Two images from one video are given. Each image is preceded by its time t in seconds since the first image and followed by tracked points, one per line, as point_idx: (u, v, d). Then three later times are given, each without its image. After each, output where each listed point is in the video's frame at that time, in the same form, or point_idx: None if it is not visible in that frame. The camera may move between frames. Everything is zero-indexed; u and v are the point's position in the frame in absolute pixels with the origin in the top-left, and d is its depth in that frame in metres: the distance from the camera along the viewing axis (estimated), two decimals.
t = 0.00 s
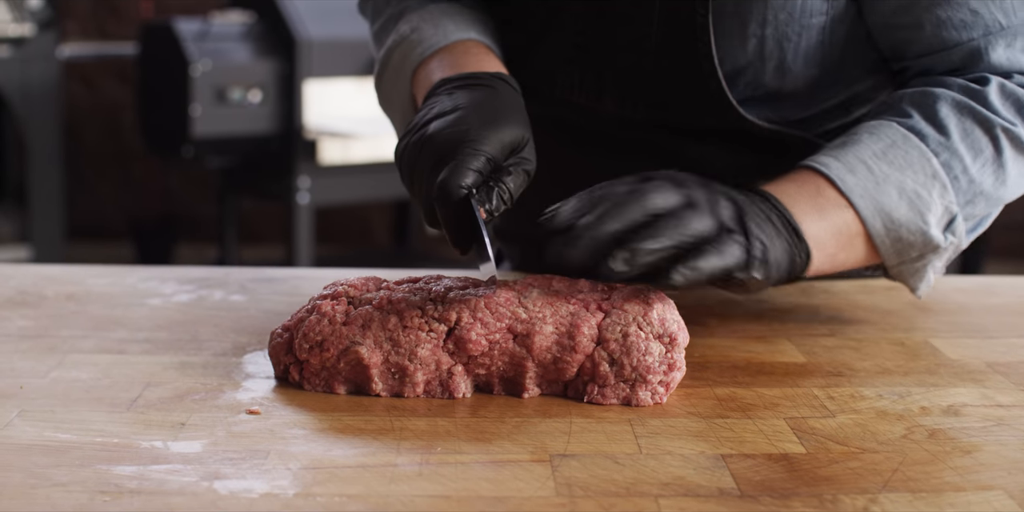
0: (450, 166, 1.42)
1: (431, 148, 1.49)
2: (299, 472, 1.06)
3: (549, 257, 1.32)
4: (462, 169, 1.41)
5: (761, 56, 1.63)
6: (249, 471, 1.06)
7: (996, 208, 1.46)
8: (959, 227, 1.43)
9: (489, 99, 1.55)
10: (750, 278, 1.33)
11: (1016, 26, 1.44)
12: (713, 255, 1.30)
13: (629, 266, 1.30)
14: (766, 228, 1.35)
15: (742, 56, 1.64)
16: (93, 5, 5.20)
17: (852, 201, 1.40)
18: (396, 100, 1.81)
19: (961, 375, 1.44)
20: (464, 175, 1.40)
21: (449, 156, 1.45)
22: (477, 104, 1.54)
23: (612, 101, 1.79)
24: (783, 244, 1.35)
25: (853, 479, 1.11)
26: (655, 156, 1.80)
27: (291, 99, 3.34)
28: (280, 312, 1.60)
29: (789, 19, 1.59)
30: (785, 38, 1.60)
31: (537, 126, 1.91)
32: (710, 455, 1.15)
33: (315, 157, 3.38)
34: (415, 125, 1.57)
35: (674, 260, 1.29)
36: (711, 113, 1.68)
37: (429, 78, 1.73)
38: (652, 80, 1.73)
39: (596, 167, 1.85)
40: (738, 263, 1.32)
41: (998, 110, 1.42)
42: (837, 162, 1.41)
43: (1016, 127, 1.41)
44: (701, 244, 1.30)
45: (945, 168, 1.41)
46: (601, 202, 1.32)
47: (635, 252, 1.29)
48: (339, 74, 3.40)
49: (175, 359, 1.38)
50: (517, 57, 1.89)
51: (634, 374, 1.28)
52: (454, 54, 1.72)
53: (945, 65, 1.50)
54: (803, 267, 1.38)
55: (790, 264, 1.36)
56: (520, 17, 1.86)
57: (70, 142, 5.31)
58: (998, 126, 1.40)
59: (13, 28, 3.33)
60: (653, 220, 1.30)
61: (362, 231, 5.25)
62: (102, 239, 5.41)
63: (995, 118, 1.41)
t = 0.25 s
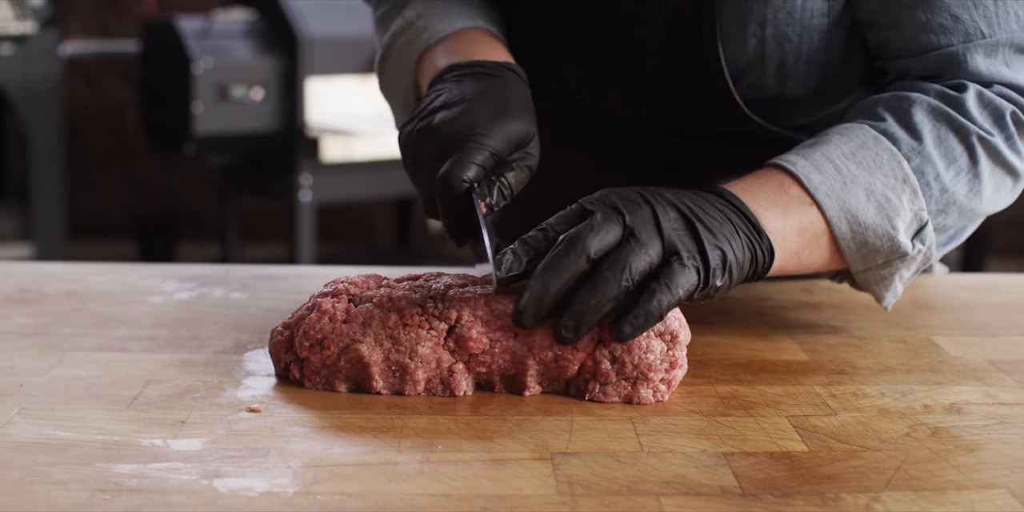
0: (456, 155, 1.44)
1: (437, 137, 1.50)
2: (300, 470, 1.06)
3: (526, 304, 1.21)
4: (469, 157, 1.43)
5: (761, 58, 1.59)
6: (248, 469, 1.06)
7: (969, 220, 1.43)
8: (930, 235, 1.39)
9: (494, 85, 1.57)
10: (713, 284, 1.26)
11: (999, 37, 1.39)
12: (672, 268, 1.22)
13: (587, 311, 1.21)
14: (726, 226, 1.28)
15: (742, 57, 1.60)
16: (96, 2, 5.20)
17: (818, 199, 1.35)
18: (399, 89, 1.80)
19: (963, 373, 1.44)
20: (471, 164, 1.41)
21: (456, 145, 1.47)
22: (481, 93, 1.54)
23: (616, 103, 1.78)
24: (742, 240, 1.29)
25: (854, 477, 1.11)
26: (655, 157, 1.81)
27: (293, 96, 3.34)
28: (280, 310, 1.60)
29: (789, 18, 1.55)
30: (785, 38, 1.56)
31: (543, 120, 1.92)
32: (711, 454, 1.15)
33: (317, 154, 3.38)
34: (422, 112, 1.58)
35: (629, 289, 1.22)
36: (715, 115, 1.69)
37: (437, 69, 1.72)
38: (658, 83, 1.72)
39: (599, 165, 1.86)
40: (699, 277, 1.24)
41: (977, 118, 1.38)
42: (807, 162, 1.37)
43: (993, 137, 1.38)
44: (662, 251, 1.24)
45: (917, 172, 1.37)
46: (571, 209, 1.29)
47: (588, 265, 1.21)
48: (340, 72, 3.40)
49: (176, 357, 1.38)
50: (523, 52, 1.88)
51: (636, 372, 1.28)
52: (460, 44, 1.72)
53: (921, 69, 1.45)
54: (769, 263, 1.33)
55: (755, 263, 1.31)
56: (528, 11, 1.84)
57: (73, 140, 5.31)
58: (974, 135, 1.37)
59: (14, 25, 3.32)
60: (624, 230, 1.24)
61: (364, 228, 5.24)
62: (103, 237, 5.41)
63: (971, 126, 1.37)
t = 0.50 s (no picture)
0: (455, 162, 1.42)
1: (438, 140, 1.48)
2: (298, 469, 1.06)
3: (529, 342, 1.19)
4: (468, 165, 1.41)
5: (771, 53, 1.60)
6: (247, 468, 1.06)
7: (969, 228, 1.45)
8: (930, 241, 1.41)
9: (493, 75, 1.57)
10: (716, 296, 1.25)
11: (1008, 43, 1.41)
12: (675, 291, 1.22)
13: (593, 346, 1.20)
14: (727, 230, 1.29)
15: (753, 52, 1.61)
16: (96, 2, 5.20)
17: (822, 199, 1.36)
18: (398, 63, 1.82)
19: (964, 370, 1.44)
20: (469, 173, 1.39)
21: (456, 151, 1.45)
22: (485, 84, 1.55)
23: (626, 93, 1.80)
24: (744, 243, 1.30)
25: (854, 475, 1.10)
26: (662, 154, 1.81)
27: (293, 95, 3.34)
28: (279, 308, 1.60)
29: (800, 13, 1.56)
30: (797, 33, 1.57)
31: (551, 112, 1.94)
32: (711, 452, 1.14)
33: (317, 153, 3.37)
34: (422, 101, 1.58)
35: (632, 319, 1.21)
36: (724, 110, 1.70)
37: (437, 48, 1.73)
38: (667, 75, 1.74)
39: (605, 161, 1.88)
40: (703, 295, 1.24)
41: (982, 123, 1.40)
42: (810, 164, 1.37)
43: (997, 143, 1.40)
44: (663, 272, 1.23)
45: (922, 177, 1.38)
46: (570, 225, 1.27)
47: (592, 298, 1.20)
48: (340, 70, 3.39)
49: (174, 356, 1.37)
50: (535, 43, 1.91)
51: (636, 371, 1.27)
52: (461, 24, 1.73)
53: (928, 70, 1.47)
54: (771, 266, 1.33)
55: (756, 265, 1.32)
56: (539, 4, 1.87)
57: (73, 139, 5.31)
58: (979, 140, 1.39)
59: (13, 24, 3.32)
60: (625, 255, 1.22)
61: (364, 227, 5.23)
62: (104, 236, 5.41)
63: (976, 131, 1.39)
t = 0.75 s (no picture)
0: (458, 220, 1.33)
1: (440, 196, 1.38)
2: (298, 469, 1.05)
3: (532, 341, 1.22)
4: (476, 223, 1.32)
5: (787, 59, 1.62)
6: (247, 468, 1.05)
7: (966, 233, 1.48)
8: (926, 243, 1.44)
9: (500, 124, 1.45)
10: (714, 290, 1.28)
11: (1013, 53, 1.44)
12: (669, 293, 1.23)
13: (593, 352, 1.22)
14: (727, 222, 1.32)
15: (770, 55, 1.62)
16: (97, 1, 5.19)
17: (823, 196, 1.39)
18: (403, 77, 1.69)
19: (966, 369, 1.43)
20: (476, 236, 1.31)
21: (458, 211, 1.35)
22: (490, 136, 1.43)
23: (638, 104, 1.77)
24: (743, 235, 1.33)
25: (856, 475, 1.10)
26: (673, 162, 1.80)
27: (294, 94, 3.34)
28: (279, 308, 1.59)
29: (815, 20, 1.58)
30: (813, 40, 1.60)
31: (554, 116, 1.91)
32: (713, 451, 1.14)
33: (318, 152, 3.37)
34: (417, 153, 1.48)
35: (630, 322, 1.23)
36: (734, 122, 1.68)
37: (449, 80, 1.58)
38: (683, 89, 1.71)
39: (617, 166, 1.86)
40: (698, 293, 1.26)
41: (985, 130, 1.43)
42: (814, 163, 1.40)
43: (999, 150, 1.43)
44: (659, 273, 1.25)
45: (923, 180, 1.41)
46: (565, 226, 1.28)
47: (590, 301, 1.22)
48: (341, 69, 3.40)
49: (174, 356, 1.37)
50: (539, 47, 1.87)
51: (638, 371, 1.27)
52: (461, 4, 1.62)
53: (934, 76, 1.48)
54: (770, 256, 1.37)
55: (756, 254, 1.35)
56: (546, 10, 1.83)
57: (74, 138, 5.30)
58: (981, 147, 1.42)
59: (15, 24, 3.32)
60: (620, 257, 1.24)
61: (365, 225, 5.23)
62: (105, 235, 5.41)
63: (978, 138, 1.42)
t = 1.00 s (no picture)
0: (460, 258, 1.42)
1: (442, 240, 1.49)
2: (299, 468, 1.05)
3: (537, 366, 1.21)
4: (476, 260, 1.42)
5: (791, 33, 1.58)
6: (248, 467, 1.05)
7: (968, 204, 1.46)
8: (926, 215, 1.43)
9: (494, 177, 1.55)
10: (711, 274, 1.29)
11: (1004, 15, 1.40)
12: (665, 290, 1.23)
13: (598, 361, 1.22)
14: (716, 206, 1.32)
15: (769, 32, 1.58)
16: None
17: (813, 172, 1.39)
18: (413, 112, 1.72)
19: (968, 367, 1.43)
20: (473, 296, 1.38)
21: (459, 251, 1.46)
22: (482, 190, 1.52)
23: (648, 91, 1.76)
24: (735, 216, 1.33)
25: (858, 473, 1.10)
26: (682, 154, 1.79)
27: (296, 92, 3.33)
28: (280, 306, 1.59)
29: None
30: (817, 13, 1.56)
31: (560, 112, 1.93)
32: (714, 450, 1.14)
33: (319, 150, 3.36)
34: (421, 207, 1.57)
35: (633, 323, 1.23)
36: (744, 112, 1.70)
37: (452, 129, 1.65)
38: (688, 82, 1.72)
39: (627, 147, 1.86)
40: (697, 283, 1.26)
41: (976, 97, 1.42)
42: (800, 142, 1.40)
43: (992, 117, 1.42)
44: (652, 270, 1.25)
45: (915, 150, 1.41)
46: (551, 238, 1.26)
47: (590, 313, 1.22)
48: (341, 67, 3.38)
49: (175, 354, 1.37)
50: (544, 42, 1.86)
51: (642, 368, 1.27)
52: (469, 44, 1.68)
53: (920, 41, 1.47)
54: (765, 238, 1.36)
55: (752, 234, 1.35)
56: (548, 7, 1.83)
57: (75, 137, 5.30)
58: (973, 114, 1.41)
59: (15, 22, 3.31)
60: (611, 261, 1.24)
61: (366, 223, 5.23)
62: (106, 233, 5.41)
63: (970, 105, 1.41)
